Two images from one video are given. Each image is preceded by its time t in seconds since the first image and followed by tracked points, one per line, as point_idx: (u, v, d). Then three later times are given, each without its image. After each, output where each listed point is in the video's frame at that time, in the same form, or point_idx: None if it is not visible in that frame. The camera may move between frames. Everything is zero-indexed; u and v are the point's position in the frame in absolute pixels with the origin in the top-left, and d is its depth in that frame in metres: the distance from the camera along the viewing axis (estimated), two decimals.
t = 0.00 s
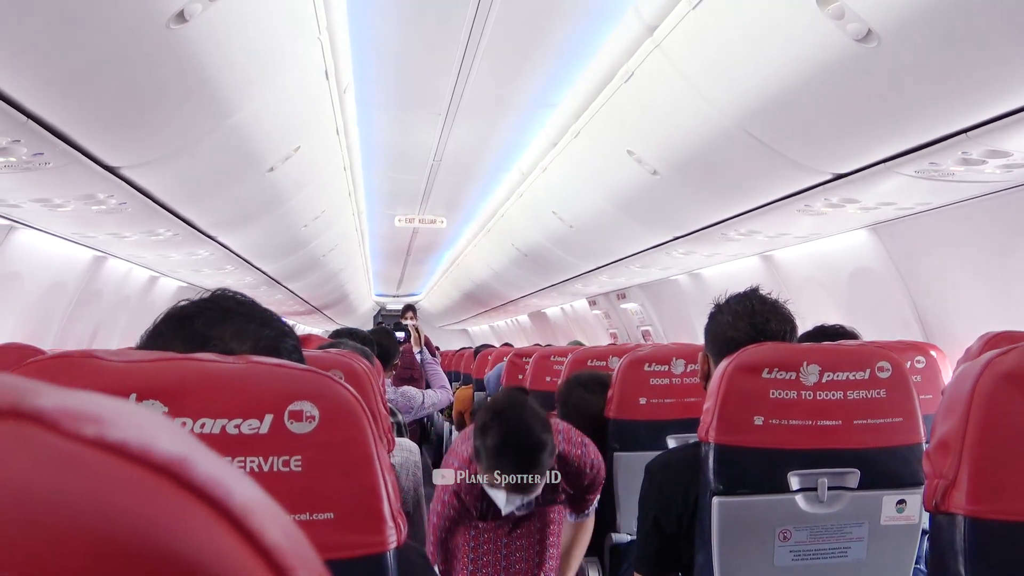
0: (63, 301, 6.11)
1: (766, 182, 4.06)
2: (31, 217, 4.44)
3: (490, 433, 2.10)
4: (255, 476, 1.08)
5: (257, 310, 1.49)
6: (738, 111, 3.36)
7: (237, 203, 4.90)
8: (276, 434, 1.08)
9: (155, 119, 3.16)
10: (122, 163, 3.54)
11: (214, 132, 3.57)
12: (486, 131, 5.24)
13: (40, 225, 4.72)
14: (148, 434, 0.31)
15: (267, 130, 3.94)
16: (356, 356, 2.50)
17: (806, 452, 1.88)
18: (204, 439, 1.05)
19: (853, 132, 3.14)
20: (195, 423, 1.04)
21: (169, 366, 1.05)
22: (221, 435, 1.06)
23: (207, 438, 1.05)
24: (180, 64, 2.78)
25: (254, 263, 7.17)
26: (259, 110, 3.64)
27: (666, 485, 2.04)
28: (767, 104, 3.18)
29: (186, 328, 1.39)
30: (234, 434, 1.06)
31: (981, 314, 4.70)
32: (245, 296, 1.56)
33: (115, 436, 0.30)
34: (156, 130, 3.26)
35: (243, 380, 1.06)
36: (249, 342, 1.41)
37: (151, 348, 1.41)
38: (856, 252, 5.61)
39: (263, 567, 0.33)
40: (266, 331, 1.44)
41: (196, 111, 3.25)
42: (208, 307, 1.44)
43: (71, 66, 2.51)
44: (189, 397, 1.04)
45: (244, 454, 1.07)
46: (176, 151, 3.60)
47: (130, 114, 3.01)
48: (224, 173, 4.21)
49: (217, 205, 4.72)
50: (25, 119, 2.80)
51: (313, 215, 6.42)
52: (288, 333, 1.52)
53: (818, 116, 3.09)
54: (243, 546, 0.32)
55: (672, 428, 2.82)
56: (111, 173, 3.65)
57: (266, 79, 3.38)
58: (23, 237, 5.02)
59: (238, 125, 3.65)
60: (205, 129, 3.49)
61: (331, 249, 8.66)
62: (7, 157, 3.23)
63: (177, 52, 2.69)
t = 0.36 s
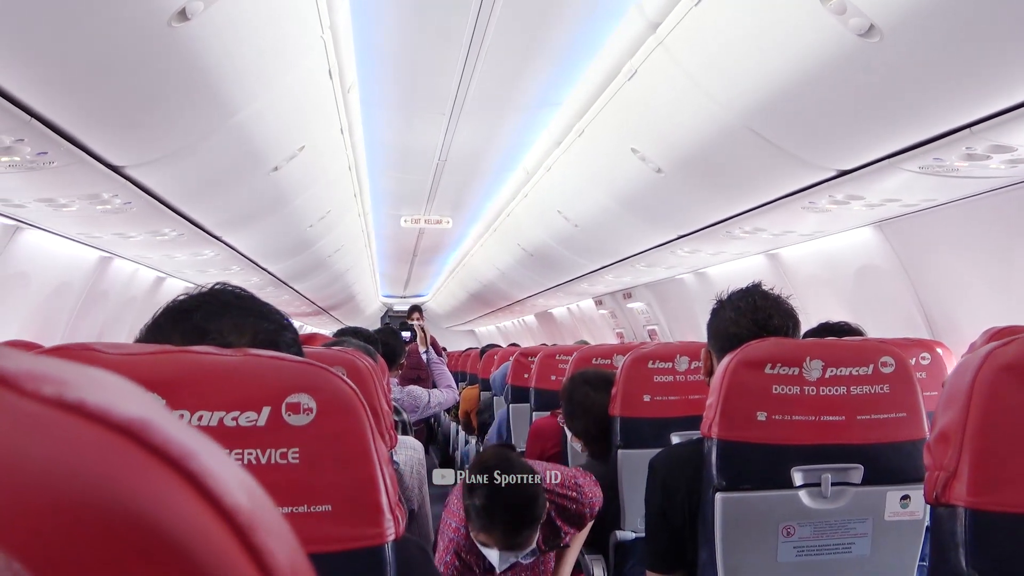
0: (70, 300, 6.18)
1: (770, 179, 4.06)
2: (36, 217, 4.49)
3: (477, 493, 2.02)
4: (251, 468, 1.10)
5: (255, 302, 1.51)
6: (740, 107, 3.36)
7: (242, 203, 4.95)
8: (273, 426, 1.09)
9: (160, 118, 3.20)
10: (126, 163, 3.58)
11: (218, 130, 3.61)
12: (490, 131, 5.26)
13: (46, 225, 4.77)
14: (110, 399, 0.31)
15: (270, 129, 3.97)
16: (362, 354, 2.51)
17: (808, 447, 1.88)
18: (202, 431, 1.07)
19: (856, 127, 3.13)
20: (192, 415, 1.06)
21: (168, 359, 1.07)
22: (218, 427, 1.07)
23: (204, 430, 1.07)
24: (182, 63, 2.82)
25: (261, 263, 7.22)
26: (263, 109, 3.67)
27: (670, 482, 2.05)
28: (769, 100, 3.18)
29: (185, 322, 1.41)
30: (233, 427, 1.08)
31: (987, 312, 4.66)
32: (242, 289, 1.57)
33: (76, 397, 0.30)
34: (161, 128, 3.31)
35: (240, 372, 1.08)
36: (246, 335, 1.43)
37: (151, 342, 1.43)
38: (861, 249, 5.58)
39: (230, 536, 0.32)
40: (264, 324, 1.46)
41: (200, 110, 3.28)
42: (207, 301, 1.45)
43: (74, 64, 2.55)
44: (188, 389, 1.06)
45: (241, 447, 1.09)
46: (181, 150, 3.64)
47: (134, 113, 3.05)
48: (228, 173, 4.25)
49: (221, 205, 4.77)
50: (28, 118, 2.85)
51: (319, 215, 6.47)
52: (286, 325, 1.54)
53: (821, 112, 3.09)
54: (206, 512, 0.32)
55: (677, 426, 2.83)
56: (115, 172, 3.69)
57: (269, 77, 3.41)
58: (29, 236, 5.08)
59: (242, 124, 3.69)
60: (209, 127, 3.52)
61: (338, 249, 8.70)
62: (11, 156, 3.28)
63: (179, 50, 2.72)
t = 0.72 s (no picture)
0: (79, 296, 6.24)
1: (777, 174, 4.04)
2: (44, 213, 4.54)
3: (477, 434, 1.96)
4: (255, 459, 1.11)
5: (258, 295, 1.52)
6: (746, 101, 3.35)
7: (249, 199, 4.98)
8: (277, 417, 1.10)
9: (166, 114, 3.22)
10: (133, 159, 3.61)
11: (225, 126, 3.63)
12: (496, 126, 5.26)
13: (54, 220, 4.82)
14: (99, 371, 0.30)
15: (276, 125, 4.00)
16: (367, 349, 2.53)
17: (813, 441, 1.88)
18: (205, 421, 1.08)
19: (863, 121, 3.12)
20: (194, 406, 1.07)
21: (170, 350, 1.07)
22: (221, 418, 1.08)
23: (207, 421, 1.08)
24: (188, 58, 2.84)
25: (268, 259, 7.26)
26: (269, 104, 3.69)
27: (676, 476, 2.05)
28: (775, 94, 3.17)
29: (189, 314, 1.43)
30: (236, 417, 1.09)
31: (994, 307, 4.63)
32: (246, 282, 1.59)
33: (64, 366, 0.29)
34: (168, 124, 3.33)
35: (244, 363, 1.09)
36: (249, 327, 1.44)
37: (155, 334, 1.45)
38: (869, 244, 5.55)
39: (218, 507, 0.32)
40: (267, 317, 1.47)
41: (206, 105, 3.31)
42: (210, 294, 1.47)
43: (82, 60, 2.58)
44: (190, 380, 1.07)
45: (244, 438, 1.10)
46: (187, 146, 3.66)
47: (141, 108, 3.08)
48: (234, 169, 4.28)
49: (228, 201, 4.80)
50: (35, 114, 2.88)
51: (326, 211, 6.50)
52: (288, 317, 1.56)
53: (827, 106, 3.07)
54: (195, 483, 0.31)
55: (683, 420, 2.84)
56: (122, 168, 3.72)
57: (275, 73, 3.43)
58: (38, 232, 5.13)
59: (248, 120, 3.71)
60: (215, 123, 3.55)
61: (344, 245, 8.73)
62: (19, 152, 3.32)
63: (185, 46, 2.74)
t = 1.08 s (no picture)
0: (88, 290, 6.30)
1: (785, 169, 4.03)
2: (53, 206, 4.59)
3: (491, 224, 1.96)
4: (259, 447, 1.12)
5: (265, 286, 1.55)
6: (754, 95, 3.34)
7: (256, 194, 5.01)
8: (280, 406, 1.12)
9: (175, 108, 3.25)
10: (142, 152, 3.64)
11: (233, 120, 3.66)
12: (504, 122, 5.26)
13: (64, 214, 4.87)
14: (93, 340, 0.30)
15: (283, 119, 4.02)
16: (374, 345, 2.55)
17: (818, 436, 1.88)
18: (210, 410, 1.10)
19: (872, 116, 3.10)
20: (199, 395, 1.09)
21: (176, 339, 1.08)
22: (226, 407, 1.10)
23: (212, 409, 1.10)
24: (196, 52, 2.86)
25: (276, 254, 7.31)
26: (276, 99, 3.72)
27: (683, 470, 2.06)
28: (783, 88, 3.16)
29: (196, 303, 1.45)
30: (240, 406, 1.10)
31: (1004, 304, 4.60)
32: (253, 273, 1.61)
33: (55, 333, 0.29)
34: (177, 118, 3.36)
35: (249, 352, 1.11)
36: (256, 317, 1.45)
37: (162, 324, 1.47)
38: (878, 241, 5.52)
39: (215, 487, 0.32)
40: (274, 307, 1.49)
41: (214, 99, 3.33)
42: (217, 284, 1.50)
43: (90, 53, 2.60)
44: (196, 369, 1.08)
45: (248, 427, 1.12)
46: (194, 140, 3.69)
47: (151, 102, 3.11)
48: (242, 163, 4.31)
49: (236, 195, 4.83)
50: (43, 106, 2.91)
51: (334, 206, 6.53)
52: (294, 308, 1.58)
53: (836, 101, 3.06)
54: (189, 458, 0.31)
55: (689, 416, 2.84)
56: (131, 161, 3.75)
57: (282, 68, 3.45)
58: (47, 225, 5.18)
59: (256, 114, 3.73)
60: (223, 117, 3.57)
61: (352, 241, 8.77)
62: (28, 144, 3.37)
63: (192, 39, 2.76)
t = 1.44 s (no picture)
0: (95, 288, 6.40)
1: (789, 165, 4.02)
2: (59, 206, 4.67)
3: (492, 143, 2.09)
4: (250, 439, 1.16)
5: (257, 280, 1.59)
6: (755, 91, 3.34)
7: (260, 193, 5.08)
8: (270, 398, 1.15)
9: (178, 107, 3.31)
10: (146, 151, 3.71)
11: (237, 119, 3.71)
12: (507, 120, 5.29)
13: (70, 214, 4.96)
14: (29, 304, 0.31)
15: (284, 119, 4.07)
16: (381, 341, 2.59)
17: (817, 429, 1.88)
18: (201, 402, 1.14)
19: (874, 111, 3.09)
20: (190, 387, 1.13)
21: (170, 333, 1.14)
22: (217, 399, 1.14)
23: (203, 401, 1.14)
24: (197, 51, 2.91)
25: (283, 254, 7.39)
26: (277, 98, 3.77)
27: (682, 465, 2.07)
28: (784, 84, 3.15)
29: (189, 297, 1.48)
30: (230, 399, 1.15)
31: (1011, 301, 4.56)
32: (246, 268, 1.65)
33: None
34: (181, 117, 3.42)
35: (240, 345, 1.14)
36: (248, 311, 1.50)
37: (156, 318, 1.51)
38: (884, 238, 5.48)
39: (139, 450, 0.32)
40: (265, 302, 1.53)
41: (217, 98, 3.39)
42: (210, 278, 1.53)
43: (92, 53, 2.66)
44: (188, 362, 1.13)
45: (239, 419, 1.15)
46: (198, 139, 3.75)
47: (155, 100, 3.16)
48: (244, 162, 4.37)
49: (239, 194, 4.90)
50: (45, 106, 2.98)
51: (339, 206, 6.59)
52: (287, 301, 1.61)
53: (837, 96, 3.05)
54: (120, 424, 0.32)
55: (691, 412, 2.85)
56: (134, 161, 3.82)
57: (283, 67, 3.50)
58: (53, 225, 5.27)
59: (259, 112, 3.79)
60: (226, 116, 3.63)
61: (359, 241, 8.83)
62: (31, 144, 3.44)
63: (192, 39, 2.81)
